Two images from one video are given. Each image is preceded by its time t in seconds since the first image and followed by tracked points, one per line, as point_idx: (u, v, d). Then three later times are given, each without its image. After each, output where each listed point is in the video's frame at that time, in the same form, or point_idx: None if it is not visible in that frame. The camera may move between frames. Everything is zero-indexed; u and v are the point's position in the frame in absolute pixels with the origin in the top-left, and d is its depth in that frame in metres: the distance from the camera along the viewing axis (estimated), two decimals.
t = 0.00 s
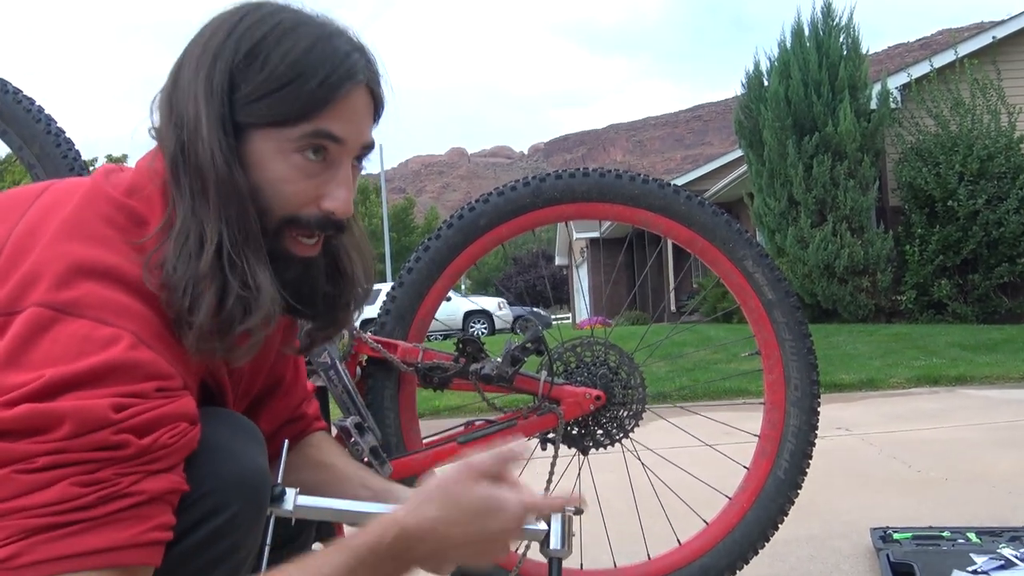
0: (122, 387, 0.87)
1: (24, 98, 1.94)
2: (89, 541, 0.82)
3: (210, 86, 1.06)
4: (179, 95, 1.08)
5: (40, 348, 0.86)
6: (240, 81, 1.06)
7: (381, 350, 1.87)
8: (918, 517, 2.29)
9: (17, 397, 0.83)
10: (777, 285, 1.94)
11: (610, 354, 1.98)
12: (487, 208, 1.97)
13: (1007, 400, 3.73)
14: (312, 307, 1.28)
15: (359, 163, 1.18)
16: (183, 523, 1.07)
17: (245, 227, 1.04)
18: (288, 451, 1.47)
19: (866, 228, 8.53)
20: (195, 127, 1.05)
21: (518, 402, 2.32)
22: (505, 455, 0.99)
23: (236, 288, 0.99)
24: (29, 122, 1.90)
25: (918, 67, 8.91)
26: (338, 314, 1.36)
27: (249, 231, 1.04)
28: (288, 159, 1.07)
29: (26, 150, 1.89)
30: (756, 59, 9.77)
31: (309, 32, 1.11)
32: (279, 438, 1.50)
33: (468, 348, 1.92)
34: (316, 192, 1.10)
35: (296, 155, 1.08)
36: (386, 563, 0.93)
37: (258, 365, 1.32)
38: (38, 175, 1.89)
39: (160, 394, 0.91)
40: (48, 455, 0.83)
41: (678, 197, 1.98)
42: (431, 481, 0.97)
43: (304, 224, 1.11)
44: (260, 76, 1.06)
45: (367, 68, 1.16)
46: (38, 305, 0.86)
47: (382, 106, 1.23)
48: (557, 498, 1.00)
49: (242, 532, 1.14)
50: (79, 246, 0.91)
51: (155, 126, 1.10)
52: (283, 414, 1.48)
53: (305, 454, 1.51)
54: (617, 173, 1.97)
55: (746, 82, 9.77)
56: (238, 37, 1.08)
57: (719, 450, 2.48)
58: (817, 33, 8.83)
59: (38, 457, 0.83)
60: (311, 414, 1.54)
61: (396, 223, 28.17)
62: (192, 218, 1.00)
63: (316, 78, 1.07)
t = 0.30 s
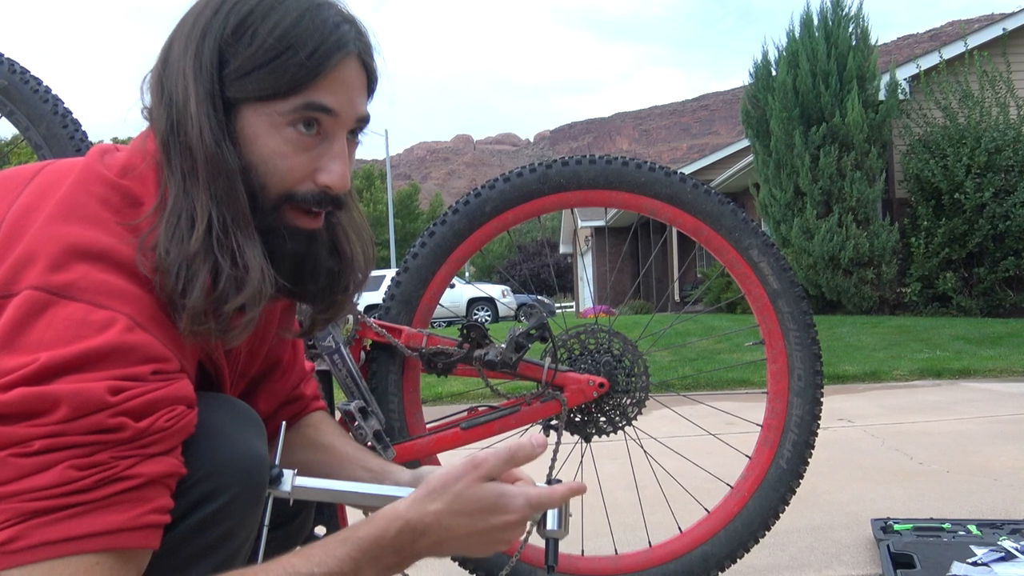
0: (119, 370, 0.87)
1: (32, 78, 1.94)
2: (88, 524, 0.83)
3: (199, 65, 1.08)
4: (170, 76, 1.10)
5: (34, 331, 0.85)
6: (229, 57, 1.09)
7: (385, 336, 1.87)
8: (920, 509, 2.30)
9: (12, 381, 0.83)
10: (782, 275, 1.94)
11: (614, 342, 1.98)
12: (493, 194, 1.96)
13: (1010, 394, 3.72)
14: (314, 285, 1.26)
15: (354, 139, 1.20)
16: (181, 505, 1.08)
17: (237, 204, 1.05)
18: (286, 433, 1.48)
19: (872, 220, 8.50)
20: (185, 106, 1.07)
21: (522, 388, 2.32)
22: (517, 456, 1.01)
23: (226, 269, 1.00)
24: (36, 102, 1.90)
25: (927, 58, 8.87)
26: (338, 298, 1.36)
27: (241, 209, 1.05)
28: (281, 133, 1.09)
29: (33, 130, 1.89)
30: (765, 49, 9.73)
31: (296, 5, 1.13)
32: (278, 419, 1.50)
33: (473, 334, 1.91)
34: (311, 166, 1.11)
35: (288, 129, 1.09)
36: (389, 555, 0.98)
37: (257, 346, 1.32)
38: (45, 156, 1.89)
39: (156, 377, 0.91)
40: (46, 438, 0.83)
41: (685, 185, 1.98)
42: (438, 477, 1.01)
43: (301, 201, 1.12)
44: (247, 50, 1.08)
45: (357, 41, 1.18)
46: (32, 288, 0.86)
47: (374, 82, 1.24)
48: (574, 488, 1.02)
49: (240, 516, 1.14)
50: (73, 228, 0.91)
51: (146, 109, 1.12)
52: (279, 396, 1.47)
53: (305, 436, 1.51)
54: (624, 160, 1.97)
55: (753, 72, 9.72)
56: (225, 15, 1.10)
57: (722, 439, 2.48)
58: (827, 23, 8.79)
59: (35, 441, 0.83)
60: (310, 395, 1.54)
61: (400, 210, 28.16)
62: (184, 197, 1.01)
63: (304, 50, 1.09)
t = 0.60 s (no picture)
0: (103, 360, 0.87)
1: (36, 67, 1.94)
2: (72, 514, 0.82)
3: (195, 53, 1.09)
4: (167, 65, 1.11)
5: (21, 320, 0.86)
6: (225, 45, 1.09)
7: (387, 327, 1.88)
8: (919, 505, 2.30)
9: None
10: (784, 270, 1.94)
11: (616, 335, 1.98)
12: (496, 186, 1.96)
13: (1011, 391, 3.72)
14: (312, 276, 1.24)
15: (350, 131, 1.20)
16: (170, 496, 1.08)
17: (228, 194, 1.06)
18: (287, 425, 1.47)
19: (875, 217, 8.48)
20: (179, 94, 1.08)
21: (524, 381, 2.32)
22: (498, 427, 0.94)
23: (212, 258, 1.01)
24: (41, 92, 1.90)
25: (933, 55, 8.86)
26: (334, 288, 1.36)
27: (231, 198, 1.06)
28: (274, 123, 1.09)
29: (38, 119, 1.89)
30: (770, 45, 9.72)
31: None
32: (279, 413, 1.50)
33: (474, 326, 1.93)
34: (305, 157, 1.11)
35: (281, 119, 1.09)
36: (373, 535, 0.88)
37: (257, 337, 1.32)
38: (48, 145, 1.89)
39: (142, 367, 0.91)
40: (30, 429, 0.84)
41: (688, 179, 1.97)
42: (416, 451, 0.90)
43: (295, 192, 1.12)
44: (242, 39, 1.09)
45: (355, 31, 1.17)
46: (19, 277, 0.87)
47: (373, 74, 1.24)
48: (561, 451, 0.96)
49: (231, 505, 1.15)
50: (62, 217, 0.92)
51: (143, 97, 1.13)
52: (281, 389, 1.48)
53: (304, 429, 1.51)
54: (627, 153, 1.97)
55: (758, 68, 9.71)
56: (222, 3, 1.11)
57: (723, 434, 2.48)
58: (832, 18, 8.77)
59: (19, 431, 0.84)
60: (310, 388, 1.54)
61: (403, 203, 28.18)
62: (173, 186, 1.03)
63: (299, 39, 1.09)
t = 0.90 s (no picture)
0: (102, 352, 0.88)
1: (39, 59, 1.93)
2: (73, 506, 0.82)
3: (195, 45, 1.09)
4: (168, 56, 1.11)
5: (19, 311, 0.86)
6: (225, 39, 1.09)
7: (389, 322, 1.88)
8: (920, 504, 2.30)
9: None
10: (786, 267, 1.93)
11: (617, 332, 1.98)
12: (499, 181, 1.96)
13: (1013, 391, 3.72)
14: (305, 274, 1.26)
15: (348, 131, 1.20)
16: (166, 488, 1.08)
17: (225, 189, 1.06)
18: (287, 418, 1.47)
19: (877, 215, 8.47)
20: (178, 88, 1.08)
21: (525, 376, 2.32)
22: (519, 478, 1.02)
23: (210, 252, 1.01)
24: (44, 83, 1.90)
25: (937, 53, 8.84)
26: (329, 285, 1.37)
27: (229, 193, 1.06)
28: (272, 120, 1.09)
29: (41, 111, 1.89)
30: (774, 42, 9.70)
31: None
32: (278, 405, 1.50)
33: (476, 321, 1.92)
34: (301, 155, 1.11)
35: (279, 117, 1.09)
36: (386, 561, 0.91)
37: (252, 334, 1.33)
38: (52, 137, 1.89)
39: (141, 359, 0.92)
40: (29, 420, 0.83)
41: (691, 175, 1.97)
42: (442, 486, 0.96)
43: (292, 189, 1.13)
44: (243, 34, 1.09)
45: (358, 30, 1.16)
46: (16, 269, 0.87)
47: (375, 74, 1.23)
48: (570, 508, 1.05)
49: (227, 498, 1.15)
50: (58, 210, 0.92)
51: (143, 88, 1.13)
52: (280, 380, 1.48)
53: (304, 422, 1.51)
54: (630, 150, 1.96)
55: (762, 65, 9.69)
56: None
57: (723, 431, 2.48)
58: (837, 16, 8.76)
59: (18, 422, 0.83)
60: (309, 381, 1.54)
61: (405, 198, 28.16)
62: (170, 178, 1.03)
63: (301, 37, 1.09)
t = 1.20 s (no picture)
0: (102, 347, 0.88)
1: (43, 53, 1.93)
2: (73, 500, 0.83)
3: (207, 38, 1.10)
4: (180, 48, 1.12)
5: (19, 305, 0.86)
6: (237, 34, 1.10)
7: (390, 319, 1.88)
8: (920, 505, 2.30)
9: None
10: (788, 267, 1.93)
11: (618, 330, 1.98)
12: (501, 179, 1.96)
13: (1014, 392, 3.72)
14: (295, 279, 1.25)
15: (351, 139, 1.19)
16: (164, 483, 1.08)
17: (225, 182, 1.06)
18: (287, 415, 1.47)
19: (880, 215, 8.46)
20: (187, 78, 1.08)
21: (526, 374, 2.33)
22: (517, 497, 1.12)
23: (204, 243, 1.01)
24: (48, 78, 1.90)
25: (941, 54, 8.84)
26: (325, 294, 1.36)
27: (228, 186, 1.06)
28: (274, 118, 1.09)
29: (45, 106, 1.89)
30: (777, 41, 9.69)
31: None
32: (278, 402, 1.50)
33: (478, 319, 1.92)
34: (299, 155, 1.10)
35: (282, 115, 1.09)
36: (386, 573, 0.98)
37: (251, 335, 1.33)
38: (55, 131, 1.89)
39: (142, 353, 0.92)
40: (30, 413, 0.84)
41: (694, 175, 1.97)
42: (440, 506, 1.05)
43: (286, 189, 1.11)
44: (256, 30, 1.09)
45: (372, 37, 1.16)
46: (15, 263, 0.87)
47: (386, 86, 1.23)
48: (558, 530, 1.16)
49: (224, 494, 1.14)
50: (58, 204, 0.93)
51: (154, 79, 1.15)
52: (279, 378, 1.47)
53: (304, 419, 1.52)
54: (633, 148, 1.96)
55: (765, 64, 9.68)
56: None
57: (724, 431, 2.48)
58: (841, 15, 8.75)
59: (18, 415, 0.83)
60: (308, 378, 1.54)
61: (407, 194, 28.17)
62: (170, 167, 1.03)
63: (311, 37, 1.08)
